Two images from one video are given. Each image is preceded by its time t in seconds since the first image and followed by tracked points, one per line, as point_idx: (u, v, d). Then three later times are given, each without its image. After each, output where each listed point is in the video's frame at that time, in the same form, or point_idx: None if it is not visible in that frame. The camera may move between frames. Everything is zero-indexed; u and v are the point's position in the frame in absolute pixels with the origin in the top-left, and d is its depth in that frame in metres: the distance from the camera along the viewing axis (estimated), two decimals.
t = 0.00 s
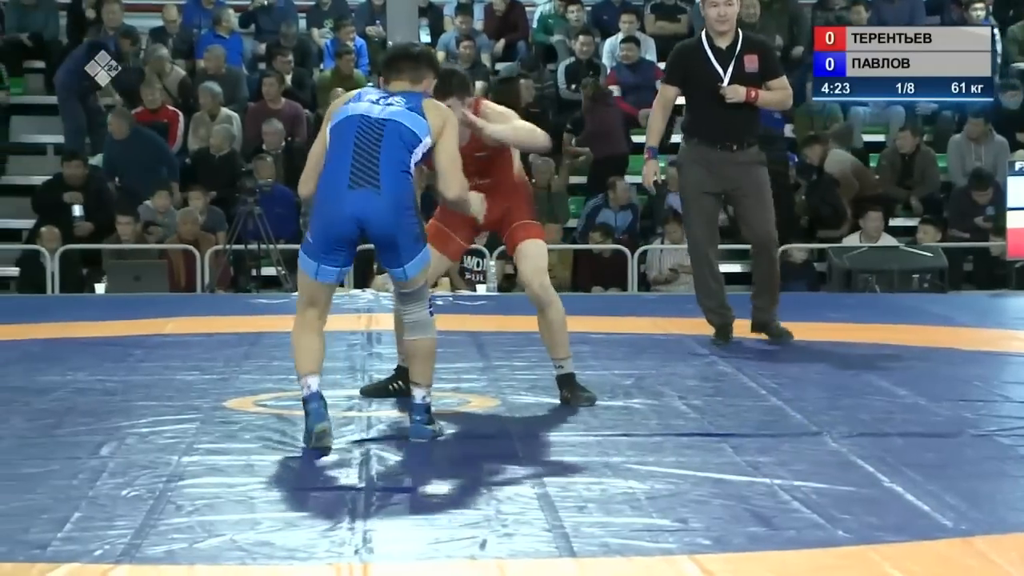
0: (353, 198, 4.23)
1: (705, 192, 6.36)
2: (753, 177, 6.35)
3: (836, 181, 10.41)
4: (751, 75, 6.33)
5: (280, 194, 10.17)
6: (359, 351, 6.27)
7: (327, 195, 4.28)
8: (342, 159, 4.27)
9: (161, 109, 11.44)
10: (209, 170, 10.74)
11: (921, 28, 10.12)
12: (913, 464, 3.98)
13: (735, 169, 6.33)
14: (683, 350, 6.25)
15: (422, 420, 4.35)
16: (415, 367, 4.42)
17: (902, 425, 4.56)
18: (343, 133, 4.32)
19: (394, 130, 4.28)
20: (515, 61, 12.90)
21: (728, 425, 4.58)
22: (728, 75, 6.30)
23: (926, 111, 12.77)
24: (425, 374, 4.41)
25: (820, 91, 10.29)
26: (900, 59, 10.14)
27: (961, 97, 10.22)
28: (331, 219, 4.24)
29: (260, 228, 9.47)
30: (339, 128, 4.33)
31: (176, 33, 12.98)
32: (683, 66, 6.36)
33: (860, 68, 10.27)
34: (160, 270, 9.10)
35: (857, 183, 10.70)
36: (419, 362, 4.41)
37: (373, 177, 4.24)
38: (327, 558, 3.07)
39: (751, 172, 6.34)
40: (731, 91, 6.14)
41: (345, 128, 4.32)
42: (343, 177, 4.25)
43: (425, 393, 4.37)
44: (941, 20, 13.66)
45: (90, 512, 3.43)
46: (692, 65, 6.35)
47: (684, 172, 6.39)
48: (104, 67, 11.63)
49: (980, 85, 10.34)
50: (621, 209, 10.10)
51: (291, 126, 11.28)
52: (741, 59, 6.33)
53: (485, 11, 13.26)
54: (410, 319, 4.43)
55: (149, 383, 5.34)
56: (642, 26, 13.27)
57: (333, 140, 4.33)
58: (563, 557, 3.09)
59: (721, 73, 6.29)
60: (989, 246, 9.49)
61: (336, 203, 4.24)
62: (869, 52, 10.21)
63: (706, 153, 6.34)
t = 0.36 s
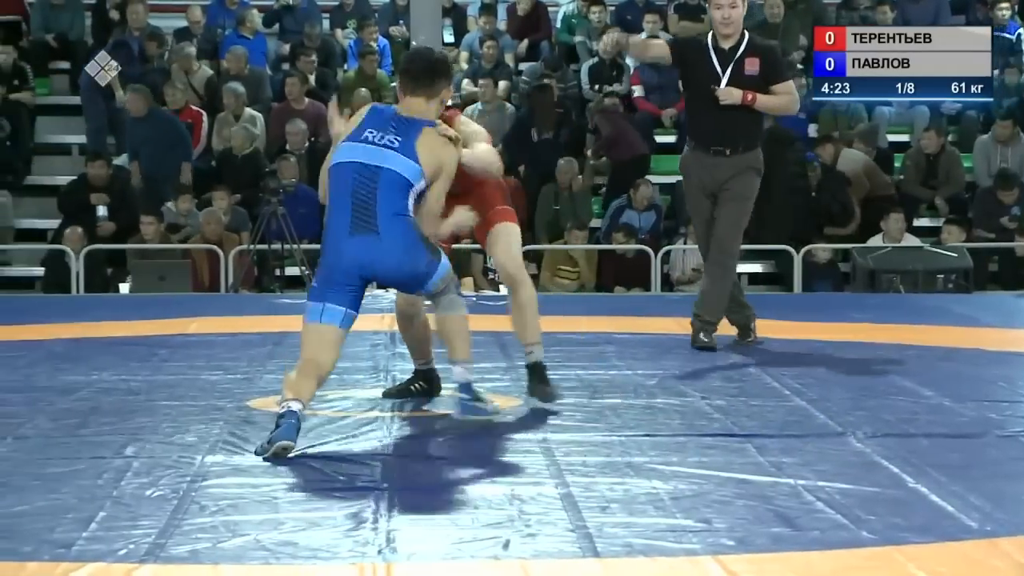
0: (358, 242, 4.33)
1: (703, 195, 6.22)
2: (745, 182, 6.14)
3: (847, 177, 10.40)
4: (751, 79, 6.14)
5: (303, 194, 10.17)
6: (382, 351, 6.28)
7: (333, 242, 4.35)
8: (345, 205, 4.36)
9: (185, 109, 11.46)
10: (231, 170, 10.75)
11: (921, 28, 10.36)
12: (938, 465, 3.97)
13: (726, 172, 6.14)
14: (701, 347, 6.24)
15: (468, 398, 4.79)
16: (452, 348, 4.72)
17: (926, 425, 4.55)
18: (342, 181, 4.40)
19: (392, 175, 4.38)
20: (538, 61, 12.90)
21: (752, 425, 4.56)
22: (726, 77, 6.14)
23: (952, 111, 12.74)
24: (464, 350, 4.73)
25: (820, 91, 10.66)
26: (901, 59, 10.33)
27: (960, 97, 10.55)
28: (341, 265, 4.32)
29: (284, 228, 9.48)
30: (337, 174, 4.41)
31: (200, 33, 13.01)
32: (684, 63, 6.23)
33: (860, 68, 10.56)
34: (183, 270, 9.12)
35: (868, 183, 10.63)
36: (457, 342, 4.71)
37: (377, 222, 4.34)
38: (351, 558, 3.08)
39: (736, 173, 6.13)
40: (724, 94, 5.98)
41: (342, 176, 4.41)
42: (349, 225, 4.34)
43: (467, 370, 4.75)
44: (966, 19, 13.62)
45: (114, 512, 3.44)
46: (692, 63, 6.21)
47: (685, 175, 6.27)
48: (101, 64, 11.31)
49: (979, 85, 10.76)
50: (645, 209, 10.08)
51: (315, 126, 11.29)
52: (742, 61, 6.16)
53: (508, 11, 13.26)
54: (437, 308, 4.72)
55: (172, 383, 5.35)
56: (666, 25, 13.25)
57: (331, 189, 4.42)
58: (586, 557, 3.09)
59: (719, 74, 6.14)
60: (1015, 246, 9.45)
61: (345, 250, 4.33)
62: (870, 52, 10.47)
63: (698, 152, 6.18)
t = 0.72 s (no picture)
0: (421, 197, 4.36)
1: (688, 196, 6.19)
2: (735, 180, 6.12)
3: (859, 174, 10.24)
4: (738, 75, 6.12)
5: (324, 194, 10.20)
6: (404, 351, 6.28)
7: (392, 191, 4.37)
8: (412, 158, 4.39)
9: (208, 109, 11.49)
10: (252, 169, 10.76)
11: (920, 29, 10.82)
12: (960, 467, 3.96)
13: (716, 171, 6.13)
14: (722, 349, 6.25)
15: (513, 410, 4.48)
16: (496, 361, 4.56)
17: (949, 427, 4.53)
18: (418, 135, 4.41)
19: (466, 146, 4.46)
20: (559, 62, 12.90)
21: (773, 427, 4.56)
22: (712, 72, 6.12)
23: (975, 112, 12.71)
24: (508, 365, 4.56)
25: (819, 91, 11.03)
26: (900, 59, 10.76)
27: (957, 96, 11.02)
28: (395, 215, 4.34)
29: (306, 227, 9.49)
30: (410, 127, 4.44)
31: (222, 33, 13.04)
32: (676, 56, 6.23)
33: (860, 68, 10.97)
34: (206, 270, 9.15)
35: (880, 180, 10.54)
36: (500, 354, 4.56)
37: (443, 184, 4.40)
38: (373, 558, 3.08)
39: (734, 176, 6.12)
40: (705, 86, 5.96)
41: (421, 130, 4.42)
42: (416, 178, 4.37)
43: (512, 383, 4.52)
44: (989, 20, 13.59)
45: (137, 512, 3.44)
46: (683, 56, 6.21)
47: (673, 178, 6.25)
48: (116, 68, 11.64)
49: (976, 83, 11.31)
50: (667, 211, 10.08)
51: (337, 126, 11.31)
52: (729, 58, 6.14)
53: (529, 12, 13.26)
54: (478, 318, 4.64)
55: (195, 383, 5.36)
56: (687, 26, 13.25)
57: (405, 139, 4.42)
58: (608, 558, 3.09)
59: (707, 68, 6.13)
60: None
61: (405, 202, 4.35)
62: (869, 53, 10.89)
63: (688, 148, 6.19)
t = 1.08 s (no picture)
0: (426, 184, 4.40)
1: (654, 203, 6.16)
2: (710, 187, 6.10)
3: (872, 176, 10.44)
4: (716, 79, 6.10)
5: (352, 198, 10.21)
6: (432, 355, 6.28)
7: (402, 185, 4.45)
8: (422, 150, 4.46)
9: (236, 114, 11.54)
10: (280, 173, 10.78)
11: (921, 28, 10.58)
12: (989, 471, 3.94)
13: (690, 178, 6.10)
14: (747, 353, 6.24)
15: (541, 419, 4.47)
16: (522, 365, 4.47)
17: (979, 432, 4.51)
18: (429, 128, 4.48)
19: (477, 128, 4.44)
20: (587, 65, 12.91)
21: (801, 431, 4.55)
22: (691, 75, 6.11)
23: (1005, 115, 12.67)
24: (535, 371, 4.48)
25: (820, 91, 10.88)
26: (901, 59, 10.54)
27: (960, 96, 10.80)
28: (401, 207, 4.42)
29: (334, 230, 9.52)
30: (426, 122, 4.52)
31: (250, 37, 13.07)
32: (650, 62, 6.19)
33: (860, 68, 10.78)
34: (233, 274, 9.18)
35: (894, 184, 10.50)
36: (525, 360, 4.46)
37: (449, 166, 4.40)
38: (401, 562, 3.08)
39: (712, 182, 6.10)
40: (687, 91, 5.93)
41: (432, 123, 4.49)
42: (419, 169, 4.42)
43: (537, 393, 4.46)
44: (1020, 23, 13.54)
45: (166, 516, 3.45)
46: (658, 61, 6.18)
47: (641, 182, 6.21)
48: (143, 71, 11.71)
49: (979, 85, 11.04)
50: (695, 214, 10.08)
51: (365, 129, 11.34)
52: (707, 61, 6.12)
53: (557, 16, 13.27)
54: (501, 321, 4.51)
55: (223, 387, 5.37)
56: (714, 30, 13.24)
57: (420, 134, 4.51)
58: (636, 562, 3.08)
59: (686, 72, 6.11)
60: None
61: (408, 193, 4.41)
62: (869, 53, 10.67)
63: (665, 155, 6.14)
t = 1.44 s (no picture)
0: (429, 201, 4.37)
1: (633, 211, 6.23)
2: (685, 193, 6.26)
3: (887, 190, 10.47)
4: (680, 87, 6.23)
5: (374, 210, 10.21)
6: (453, 367, 6.28)
7: (405, 200, 4.42)
8: (421, 164, 4.41)
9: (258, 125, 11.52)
10: (302, 185, 10.78)
11: (919, 32, 11.92)
12: (1013, 485, 3.92)
13: (665, 183, 6.22)
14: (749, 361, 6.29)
15: (512, 440, 4.23)
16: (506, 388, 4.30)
17: (1003, 445, 4.50)
18: (427, 141, 4.43)
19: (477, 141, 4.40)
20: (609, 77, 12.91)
21: (823, 444, 4.54)
22: (657, 82, 6.19)
23: None
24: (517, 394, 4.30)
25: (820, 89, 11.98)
26: (900, 60, 11.76)
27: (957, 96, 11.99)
28: (406, 224, 4.39)
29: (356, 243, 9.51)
30: (422, 136, 4.46)
31: (272, 49, 13.09)
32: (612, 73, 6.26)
33: (860, 68, 11.91)
34: (255, 285, 9.18)
35: (906, 198, 10.39)
36: (509, 384, 4.30)
37: (451, 181, 4.36)
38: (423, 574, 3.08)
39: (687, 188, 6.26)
40: (659, 96, 6.04)
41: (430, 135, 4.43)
42: (420, 185, 4.39)
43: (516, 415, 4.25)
44: None
45: (188, 527, 3.46)
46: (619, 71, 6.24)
47: (617, 190, 6.26)
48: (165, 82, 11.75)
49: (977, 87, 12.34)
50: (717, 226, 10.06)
51: (386, 141, 11.35)
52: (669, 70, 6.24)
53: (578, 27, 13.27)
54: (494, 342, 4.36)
55: (244, 399, 5.38)
56: (737, 41, 13.22)
57: (417, 147, 4.45)
58: None
59: (651, 81, 6.18)
60: None
61: (412, 210, 4.39)
62: (869, 54, 11.88)
63: (638, 163, 6.21)
